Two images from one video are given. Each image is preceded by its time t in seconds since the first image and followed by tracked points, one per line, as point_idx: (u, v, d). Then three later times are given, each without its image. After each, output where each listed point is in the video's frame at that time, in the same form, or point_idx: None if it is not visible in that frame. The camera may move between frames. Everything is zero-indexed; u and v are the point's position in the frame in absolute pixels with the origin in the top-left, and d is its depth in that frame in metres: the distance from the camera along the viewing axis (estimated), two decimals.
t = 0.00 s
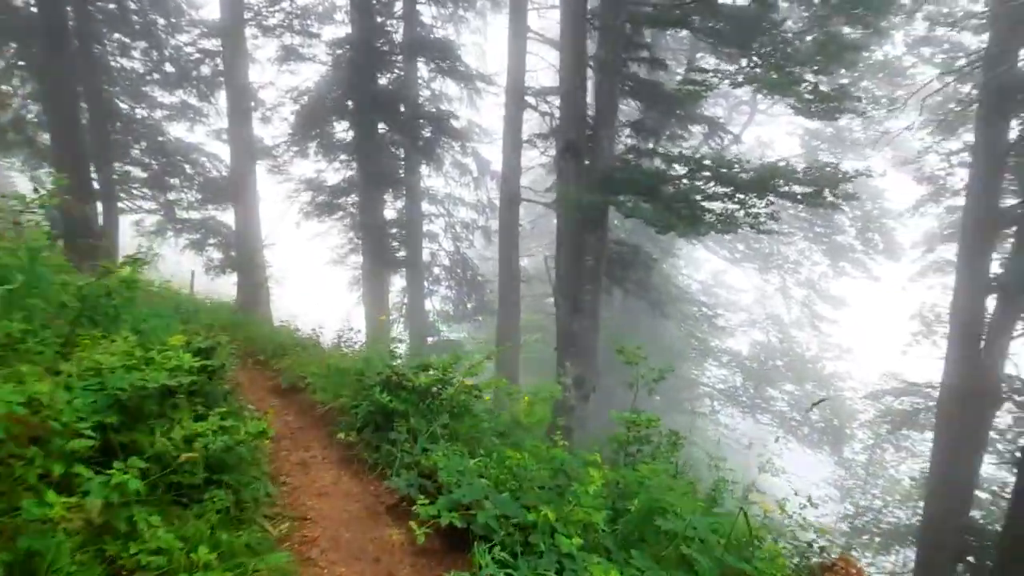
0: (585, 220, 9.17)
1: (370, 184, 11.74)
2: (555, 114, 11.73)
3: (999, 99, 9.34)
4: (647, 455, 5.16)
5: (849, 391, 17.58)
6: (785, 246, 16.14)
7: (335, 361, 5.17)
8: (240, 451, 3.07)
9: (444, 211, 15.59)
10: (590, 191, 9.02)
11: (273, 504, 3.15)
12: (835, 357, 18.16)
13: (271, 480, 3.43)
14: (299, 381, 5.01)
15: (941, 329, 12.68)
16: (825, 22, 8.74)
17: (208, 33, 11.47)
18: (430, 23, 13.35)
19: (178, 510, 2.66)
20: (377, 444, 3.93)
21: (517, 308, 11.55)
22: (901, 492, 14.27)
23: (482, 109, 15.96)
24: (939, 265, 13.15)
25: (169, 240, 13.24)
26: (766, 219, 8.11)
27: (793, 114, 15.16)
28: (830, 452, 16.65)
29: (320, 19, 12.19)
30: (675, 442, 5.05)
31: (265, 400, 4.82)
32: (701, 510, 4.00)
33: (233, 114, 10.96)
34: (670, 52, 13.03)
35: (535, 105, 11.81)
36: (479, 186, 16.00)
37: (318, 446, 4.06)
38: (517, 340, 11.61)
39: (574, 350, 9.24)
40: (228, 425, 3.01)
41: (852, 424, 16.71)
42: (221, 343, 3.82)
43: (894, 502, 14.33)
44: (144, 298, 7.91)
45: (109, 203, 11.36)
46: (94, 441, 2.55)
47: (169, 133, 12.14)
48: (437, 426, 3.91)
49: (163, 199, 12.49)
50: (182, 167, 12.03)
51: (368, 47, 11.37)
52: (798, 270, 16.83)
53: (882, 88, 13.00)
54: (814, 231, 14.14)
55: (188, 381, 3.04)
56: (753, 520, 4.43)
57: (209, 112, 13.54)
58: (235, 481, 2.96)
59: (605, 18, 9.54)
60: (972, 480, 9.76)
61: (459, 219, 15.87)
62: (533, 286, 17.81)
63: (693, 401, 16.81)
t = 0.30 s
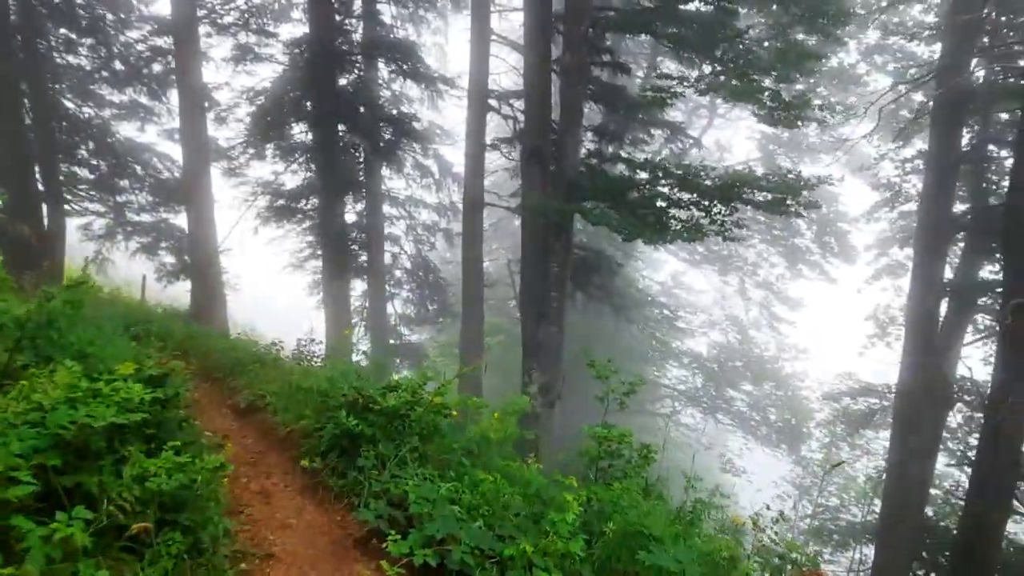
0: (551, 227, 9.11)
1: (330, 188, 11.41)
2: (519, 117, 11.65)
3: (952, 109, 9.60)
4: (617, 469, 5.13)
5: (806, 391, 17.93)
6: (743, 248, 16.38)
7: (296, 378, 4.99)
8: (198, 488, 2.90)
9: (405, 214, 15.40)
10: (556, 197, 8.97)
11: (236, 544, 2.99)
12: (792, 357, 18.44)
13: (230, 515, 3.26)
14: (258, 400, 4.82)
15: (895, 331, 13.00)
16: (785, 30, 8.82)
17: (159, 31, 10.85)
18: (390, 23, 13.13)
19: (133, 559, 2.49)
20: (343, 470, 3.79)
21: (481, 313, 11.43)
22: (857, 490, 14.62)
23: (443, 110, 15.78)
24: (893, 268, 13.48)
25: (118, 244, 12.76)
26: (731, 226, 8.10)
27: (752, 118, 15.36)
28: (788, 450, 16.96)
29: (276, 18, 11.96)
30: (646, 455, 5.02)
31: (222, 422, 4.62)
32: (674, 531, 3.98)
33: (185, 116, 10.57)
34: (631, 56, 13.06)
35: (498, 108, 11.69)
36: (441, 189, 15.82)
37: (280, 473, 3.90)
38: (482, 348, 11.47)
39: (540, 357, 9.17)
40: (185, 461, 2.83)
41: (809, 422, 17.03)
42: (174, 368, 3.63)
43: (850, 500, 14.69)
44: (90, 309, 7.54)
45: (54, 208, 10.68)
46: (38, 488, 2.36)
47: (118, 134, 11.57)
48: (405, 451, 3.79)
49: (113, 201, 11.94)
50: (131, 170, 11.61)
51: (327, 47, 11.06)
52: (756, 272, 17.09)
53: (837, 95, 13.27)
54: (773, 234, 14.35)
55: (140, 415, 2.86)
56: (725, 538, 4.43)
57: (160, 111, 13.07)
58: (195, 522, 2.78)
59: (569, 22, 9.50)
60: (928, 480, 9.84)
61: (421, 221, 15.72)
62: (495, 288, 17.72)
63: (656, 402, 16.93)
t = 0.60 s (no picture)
0: (539, 230, 8.99)
1: (313, 190, 11.15)
2: (505, 118, 11.49)
3: (940, 112, 9.52)
4: (608, 478, 5.01)
5: (791, 393, 17.91)
6: (728, 252, 16.36)
7: (275, 386, 4.81)
8: (171, 513, 2.71)
9: (389, 215, 15.25)
10: (544, 199, 8.84)
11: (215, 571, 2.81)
12: (777, 360, 18.46)
13: (208, 537, 3.10)
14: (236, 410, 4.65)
15: (881, 334, 13.02)
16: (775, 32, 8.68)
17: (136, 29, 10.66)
18: (374, 22, 12.92)
19: None
20: (328, 488, 3.64)
21: (467, 317, 11.29)
22: (843, 492, 14.64)
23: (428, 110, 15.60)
24: (878, 271, 13.52)
25: (94, 245, 12.47)
26: (721, 230, 7.90)
27: (738, 120, 15.34)
28: (773, 453, 16.94)
29: (257, 16, 11.72)
30: (639, 465, 4.91)
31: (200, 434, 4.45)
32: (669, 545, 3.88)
33: (163, 115, 10.31)
34: (618, 56, 12.94)
35: (484, 109, 11.54)
36: (425, 190, 15.64)
37: (262, 490, 3.75)
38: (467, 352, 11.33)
39: (528, 362, 9.00)
40: (157, 485, 2.65)
41: (794, 425, 17.02)
42: (147, 381, 3.44)
43: (836, 502, 14.71)
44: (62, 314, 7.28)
45: (27, 208, 10.46)
46: None
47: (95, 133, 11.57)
48: (393, 466, 3.64)
49: (89, 203, 11.46)
50: (107, 169, 11.18)
51: (310, 46, 10.84)
52: (742, 274, 17.09)
53: (823, 97, 13.25)
54: (760, 237, 14.32)
55: (106, 435, 2.66)
56: (721, 552, 4.30)
57: (137, 109, 12.77)
58: (170, 550, 2.59)
59: (559, 22, 9.35)
60: (914, 482, 9.81)
61: (405, 223, 15.57)
62: (480, 291, 17.56)
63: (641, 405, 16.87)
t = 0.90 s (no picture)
0: (537, 232, 8.78)
1: (304, 191, 10.89)
2: (502, 118, 11.27)
3: (945, 112, 9.31)
4: (612, 491, 4.79)
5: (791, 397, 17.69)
6: (726, 253, 16.19)
7: (259, 396, 4.60)
8: (142, 547, 2.48)
9: (384, 216, 15.02)
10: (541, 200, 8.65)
11: None
12: (776, 363, 18.27)
13: (186, 566, 2.89)
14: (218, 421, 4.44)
15: (883, 337, 12.83)
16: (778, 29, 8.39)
17: (122, 26, 10.57)
18: (368, 20, 12.70)
19: None
20: (317, 511, 3.41)
21: (463, 321, 11.08)
22: (843, 497, 14.47)
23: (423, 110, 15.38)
24: (878, 273, 13.36)
25: (82, 247, 12.29)
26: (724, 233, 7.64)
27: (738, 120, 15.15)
28: (772, 456, 16.77)
29: (249, 14, 11.49)
30: (644, 478, 4.68)
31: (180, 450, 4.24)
32: (678, 569, 3.65)
33: (150, 115, 10.06)
34: (615, 55, 12.72)
35: (480, 108, 11.32)
36: (420, 191, 15.41)
37: (246, 511, 3.53)
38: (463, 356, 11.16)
39: (526, 366, 8.78)
40: (126, 517, 2.42)
41: (793, 428, 16.83)
42: (119, 398, 3.22)
43: (836, 506, 14.56)
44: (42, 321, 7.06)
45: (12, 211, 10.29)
46: None
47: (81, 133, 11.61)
48: (386, 485, 3.41)
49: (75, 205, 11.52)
50: (94, 169, 11.25)
51: (300, 44, 10.61)
52: (740, 276, 16.92)
53: (823, 96, 13.08)
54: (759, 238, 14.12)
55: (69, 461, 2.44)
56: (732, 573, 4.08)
57: (124, 109, 12.68)
58: None
59: (557, 20, 9.13)
60: (919, 488, 9.61)
61: (399, 224, 15.37)
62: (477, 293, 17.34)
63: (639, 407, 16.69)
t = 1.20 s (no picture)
0: (539, 234, 8.58)
1: (300, 192, 10.68)
2: (503, 117, 11.05)
3: (955, 113, 9.10)
4: (622, 506, 4.58)
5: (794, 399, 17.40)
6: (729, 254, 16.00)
7: (253, 410, 4.42)
8: None
9: (381, 217, 14.79)
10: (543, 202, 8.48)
11: None
12: (779, 364, 18.07)
13: None
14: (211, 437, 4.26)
15: (891, 339, 12.58)
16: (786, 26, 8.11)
17: (113, 24, 10.39)
18: (366, 19, 12.49)
19: None
20: (313, 536, 3.22)
21: (463, 324, 10.88)
22: (848, 500, 14.20)
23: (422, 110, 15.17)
24: (884, 274, 13.16)
25: (75, 249, 12.14)
26: (731, 236, 7.41)
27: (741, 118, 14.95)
28: (774, 458, 16.45)
29: (244, 12, 11.26)
30: (655, 492, 4.47)
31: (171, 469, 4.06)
32: None
33: (143, 115, 9.85)
34: (616, 53, 12.49)
35: (480, 108, 11.13)
36: (419, 192, 15.21)
37: (238, 535, 3.36)
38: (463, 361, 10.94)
39: (528, 372, 8.57)
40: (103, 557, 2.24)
41: (797, 430, 16.56)
42: (100, 421, 3.05)
43: (840, 510, 14.37)
44: (31, 330, 6.88)
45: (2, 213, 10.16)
46: None
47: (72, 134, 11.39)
48: (388, 509, 3.21)
49: (66, 206, 11.47)
50: (88, 171, 11.13)
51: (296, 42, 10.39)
52: (743, 277, 16.75)
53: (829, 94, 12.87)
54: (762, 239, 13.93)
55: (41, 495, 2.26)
56: None
57: (118, 109, 12.51)
58: None
59: (560, 17, 8.91)
60: (928, 495, 9.44)
61: (398, 224, 15.13)
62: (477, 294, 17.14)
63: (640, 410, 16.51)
